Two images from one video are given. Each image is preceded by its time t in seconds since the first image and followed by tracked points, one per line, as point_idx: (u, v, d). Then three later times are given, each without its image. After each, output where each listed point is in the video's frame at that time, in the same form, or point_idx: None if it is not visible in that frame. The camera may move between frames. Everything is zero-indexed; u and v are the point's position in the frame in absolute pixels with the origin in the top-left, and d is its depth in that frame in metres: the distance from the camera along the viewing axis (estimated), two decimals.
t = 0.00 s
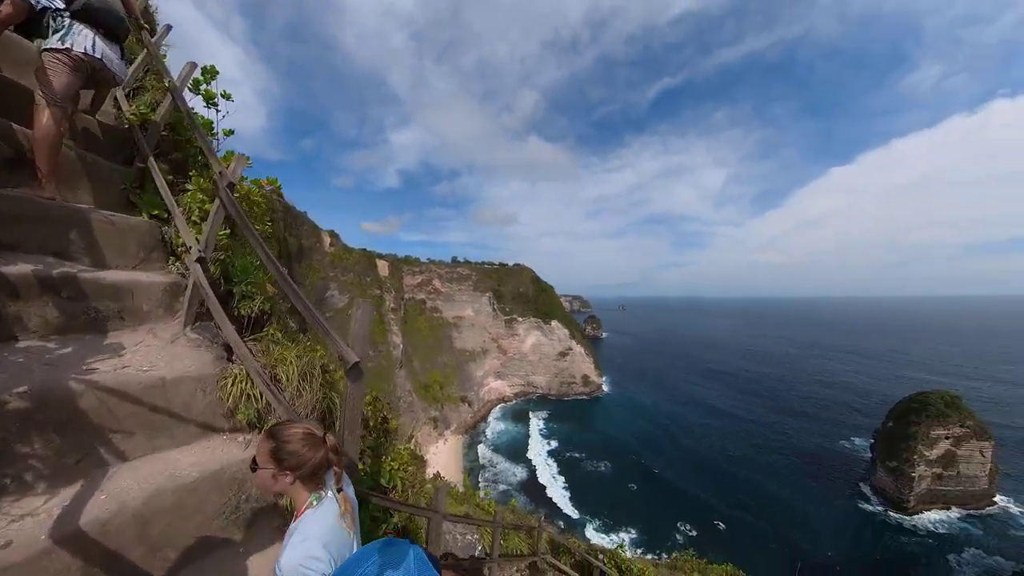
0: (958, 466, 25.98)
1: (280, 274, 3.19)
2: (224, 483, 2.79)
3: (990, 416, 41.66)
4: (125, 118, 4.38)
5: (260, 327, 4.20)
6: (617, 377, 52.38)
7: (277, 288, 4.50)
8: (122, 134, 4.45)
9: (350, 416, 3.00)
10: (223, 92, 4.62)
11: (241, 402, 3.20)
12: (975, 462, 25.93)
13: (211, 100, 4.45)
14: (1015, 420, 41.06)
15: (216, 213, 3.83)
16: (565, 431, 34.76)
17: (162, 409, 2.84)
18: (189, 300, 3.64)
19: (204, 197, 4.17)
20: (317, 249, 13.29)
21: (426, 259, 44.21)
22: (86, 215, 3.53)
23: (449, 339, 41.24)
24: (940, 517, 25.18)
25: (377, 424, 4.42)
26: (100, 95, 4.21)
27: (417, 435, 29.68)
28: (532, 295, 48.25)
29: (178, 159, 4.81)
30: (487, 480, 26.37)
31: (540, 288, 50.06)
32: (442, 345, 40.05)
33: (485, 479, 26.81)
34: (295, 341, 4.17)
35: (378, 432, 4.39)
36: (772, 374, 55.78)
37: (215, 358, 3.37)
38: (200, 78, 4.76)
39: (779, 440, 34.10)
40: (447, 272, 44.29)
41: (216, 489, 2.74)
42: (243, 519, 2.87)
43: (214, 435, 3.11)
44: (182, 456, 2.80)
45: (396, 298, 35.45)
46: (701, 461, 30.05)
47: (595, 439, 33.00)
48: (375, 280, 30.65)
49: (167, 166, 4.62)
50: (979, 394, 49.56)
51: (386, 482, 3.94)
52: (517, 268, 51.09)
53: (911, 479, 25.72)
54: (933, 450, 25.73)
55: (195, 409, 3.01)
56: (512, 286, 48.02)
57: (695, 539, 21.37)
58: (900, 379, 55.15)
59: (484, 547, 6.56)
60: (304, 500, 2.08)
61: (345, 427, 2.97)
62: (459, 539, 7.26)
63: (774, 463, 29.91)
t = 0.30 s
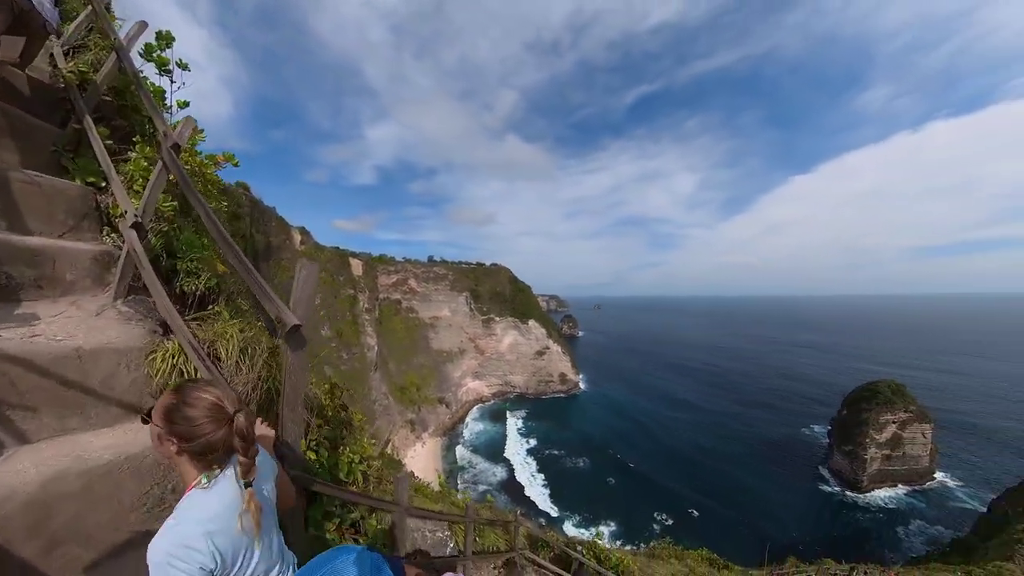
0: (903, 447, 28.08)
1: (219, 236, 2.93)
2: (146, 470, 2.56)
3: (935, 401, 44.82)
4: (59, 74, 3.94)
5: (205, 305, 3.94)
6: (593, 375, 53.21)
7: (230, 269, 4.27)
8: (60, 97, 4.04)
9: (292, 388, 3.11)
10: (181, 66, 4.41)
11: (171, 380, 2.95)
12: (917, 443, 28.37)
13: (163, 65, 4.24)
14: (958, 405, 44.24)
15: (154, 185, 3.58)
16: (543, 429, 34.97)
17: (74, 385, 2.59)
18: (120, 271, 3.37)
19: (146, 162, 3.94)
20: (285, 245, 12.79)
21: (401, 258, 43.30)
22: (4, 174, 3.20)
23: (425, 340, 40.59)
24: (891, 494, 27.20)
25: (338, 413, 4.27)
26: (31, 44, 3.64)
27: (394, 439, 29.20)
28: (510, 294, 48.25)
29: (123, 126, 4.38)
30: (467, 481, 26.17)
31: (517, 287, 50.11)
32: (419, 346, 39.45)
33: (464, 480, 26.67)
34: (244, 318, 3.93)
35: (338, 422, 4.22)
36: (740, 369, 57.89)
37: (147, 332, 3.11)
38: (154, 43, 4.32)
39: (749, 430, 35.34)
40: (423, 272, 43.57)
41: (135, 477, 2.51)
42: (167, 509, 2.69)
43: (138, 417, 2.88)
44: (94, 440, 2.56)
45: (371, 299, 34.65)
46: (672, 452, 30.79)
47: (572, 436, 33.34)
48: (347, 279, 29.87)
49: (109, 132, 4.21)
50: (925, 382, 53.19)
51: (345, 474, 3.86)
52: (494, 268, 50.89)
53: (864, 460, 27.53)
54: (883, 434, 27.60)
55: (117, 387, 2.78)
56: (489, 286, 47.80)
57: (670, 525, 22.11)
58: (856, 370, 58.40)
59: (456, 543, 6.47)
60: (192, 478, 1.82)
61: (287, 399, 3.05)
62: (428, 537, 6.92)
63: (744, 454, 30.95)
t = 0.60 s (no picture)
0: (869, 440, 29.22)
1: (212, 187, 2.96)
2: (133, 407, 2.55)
3: (900, 397, 46.69)
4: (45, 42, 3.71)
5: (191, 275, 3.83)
6: (576, 374, 53.63)
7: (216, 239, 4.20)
8: (47, 64, 3.81)
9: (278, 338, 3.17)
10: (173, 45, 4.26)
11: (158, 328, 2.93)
12: (882, 436, 29.31)
13: (155, 44, 4.07)
14: (922, 400, 46.12)
15: (146, 153, 3.41)
16: (526, 427, 35.10)
17: (63, 327, 2.56)
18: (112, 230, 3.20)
19: (135, 133, 3.79)
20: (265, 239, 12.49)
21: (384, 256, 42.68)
22: None
23: (408, 339, 40.08)
24: (858, 484, 28.30)
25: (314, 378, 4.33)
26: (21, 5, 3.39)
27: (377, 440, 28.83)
28: (494, 294, 48.15)
29: (108, 101, 4.18)
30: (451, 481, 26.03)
31: (502, 287, 50.10)
32: (402, 346, 38.89)
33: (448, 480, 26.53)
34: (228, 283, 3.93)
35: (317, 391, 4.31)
36: (719, 368, 59.02)
37: (135, 284, 3.08)
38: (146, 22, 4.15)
39: (727, 427, 36.07)
40: (407, 270, 43.07)
41: (120, 415, 2.48)
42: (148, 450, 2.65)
43: (124, 363, 2.86)
44: (80, 377, 2.53)
45: (352, 297, 34.03)
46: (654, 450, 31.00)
47: (555, 434, 33.54)
48: (328, 276, 29.35)
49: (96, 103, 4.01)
50: (892, 380, 55.31)
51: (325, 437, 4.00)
52: (479, 268, 50.73)
53: (834, 454, 28.65)
54: (849, 429, 28.91)
55: (102, 331, 2.76)
56: (474, 285, 47.63)
57: (654, 521, 22.42)
58: (829, 369, 60.27)
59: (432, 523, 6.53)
60: (169, 382, 1.87)
61: (273, 340, 3.11)
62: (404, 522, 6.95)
63: (724, 450, 31.52)
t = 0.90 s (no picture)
0: (851, 436, 29.86)
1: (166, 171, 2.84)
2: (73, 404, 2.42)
3: (880, 394, 47.86)
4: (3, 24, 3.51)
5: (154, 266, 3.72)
6: (566, 374, 53.92)
7: (180, 234, 4.09)
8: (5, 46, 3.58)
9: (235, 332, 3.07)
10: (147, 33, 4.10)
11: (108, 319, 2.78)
12: (863, 431, 29.99)
13: (127, 31, 3.95)
14: (901, 396, 47.38)
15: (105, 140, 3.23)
16: (516, 428, 35.14)
17: (7, 319, 2.46)
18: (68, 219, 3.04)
19: (99, 120, 3.65)
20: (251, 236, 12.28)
21: (373, 256, 42.19)
22: None
23: (398, 339, 39.65)
24: (840, 478, 28.88)
25: (283, 375, 4.25)
26: None
27: (366, 442, 28.55)
28: (484, 294, 48.03)
29: (73, 87, 4.04)
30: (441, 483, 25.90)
31: (492, 288, 50.07)
32: (392, 347, 38.42)
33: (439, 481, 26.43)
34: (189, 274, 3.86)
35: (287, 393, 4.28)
36: (707, 366, 59.80)
37: (88, 275, 2.91)
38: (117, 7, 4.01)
39: (715, 425, 36.45)
40: (396, 270, 42.64)
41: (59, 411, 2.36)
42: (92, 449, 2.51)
43: (71, 358, 2.72)
44: (19, 373, 2.43)
45: (340, 297, 33.52)
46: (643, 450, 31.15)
47: (545, 434, 33.62)
48: (315, 276, 28.86)
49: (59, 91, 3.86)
50: (873, 377, 56.65)
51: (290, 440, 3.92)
52: (469, 268, 50.56)
53: (817, 449, 29.21)
54: (832, 424, 29.51)
55: (48, 326, 2.62)
56: (464, 286, 47.45)
57: (645, 518, 22.58)
58: (813, 367, 61.48)
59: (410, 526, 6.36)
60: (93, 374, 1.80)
61: (222, 335, 2.96)
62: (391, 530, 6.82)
63: (712, 448, 31.81)
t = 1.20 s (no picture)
0: (844, 434, 30.11)
1: (129, 164, 2.71)
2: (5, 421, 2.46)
3: (873, 393, 48.36)
4: None
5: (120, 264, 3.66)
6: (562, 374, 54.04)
7: (154, 233, 4.00)
8: None
9: (205, 335, 2.91)
10: (126, 15, 4.00)
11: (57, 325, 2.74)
12: (856, 430, 30.25)
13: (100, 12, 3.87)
14: (894, 395, 47.88)
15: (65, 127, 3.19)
16: (512, 428, 35.17)
17: None
18: (18, 214, 2.95)
19: (62, 104, 3.39)
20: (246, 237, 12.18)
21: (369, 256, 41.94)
22: None
23: (394, 339, 39.46)
24: (834, 476, 29.10)
25: (269, 396, 4.21)
26: None
27: (362, 442, 28.43)
28: (480, 294, 47.92)
29: (35, 66, 3.87)
30: (438, 484, 25.83)
31: (488, 288, 50.02)
32: (388, 347, 38.17)
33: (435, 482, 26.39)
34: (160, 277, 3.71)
35: (272, 412, 4.26)
36: (703, 366, 60.12)
37: (35, 281, 2.85)
38: None
39: (711, 425, 36.59)
40: (392, 270, 42.38)
41: None
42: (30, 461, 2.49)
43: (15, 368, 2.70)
44: None
45: (335, 296, 33.19)
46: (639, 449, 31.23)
47: (541, 434, 33.63)
48: (310, 275, 28.58)
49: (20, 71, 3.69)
50: (866, 376, 57.21)
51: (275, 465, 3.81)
52: (466, 268, 50.43)
53: (811, 447, 29.39)
54: (826, 423, 29.74)
55: None
56: (461, 286, 47.31)
57: (642, 518, 22.64)
58: (807, 366, 61.99)
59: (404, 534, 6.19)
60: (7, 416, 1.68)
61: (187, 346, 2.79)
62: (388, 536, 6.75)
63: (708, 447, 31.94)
